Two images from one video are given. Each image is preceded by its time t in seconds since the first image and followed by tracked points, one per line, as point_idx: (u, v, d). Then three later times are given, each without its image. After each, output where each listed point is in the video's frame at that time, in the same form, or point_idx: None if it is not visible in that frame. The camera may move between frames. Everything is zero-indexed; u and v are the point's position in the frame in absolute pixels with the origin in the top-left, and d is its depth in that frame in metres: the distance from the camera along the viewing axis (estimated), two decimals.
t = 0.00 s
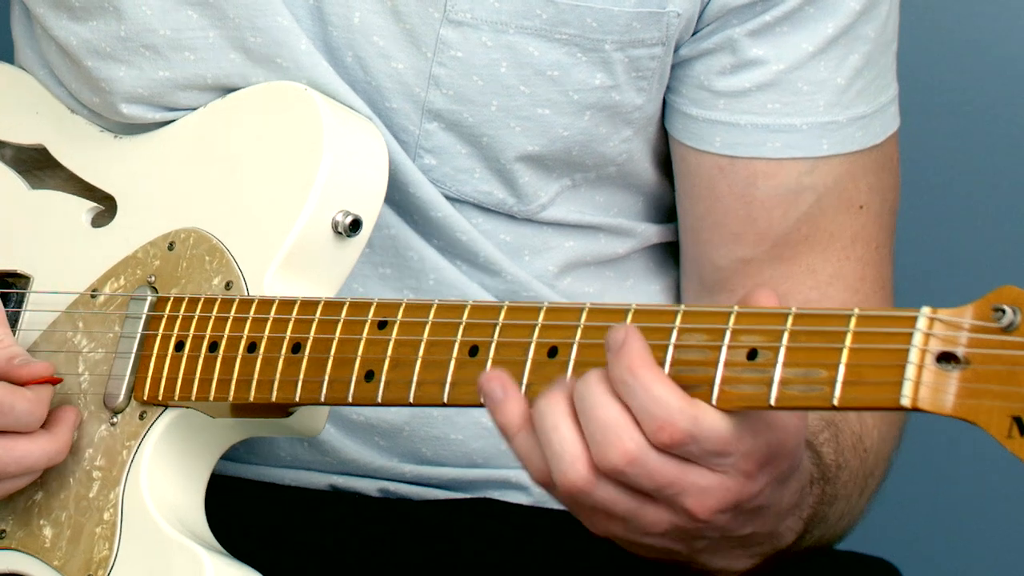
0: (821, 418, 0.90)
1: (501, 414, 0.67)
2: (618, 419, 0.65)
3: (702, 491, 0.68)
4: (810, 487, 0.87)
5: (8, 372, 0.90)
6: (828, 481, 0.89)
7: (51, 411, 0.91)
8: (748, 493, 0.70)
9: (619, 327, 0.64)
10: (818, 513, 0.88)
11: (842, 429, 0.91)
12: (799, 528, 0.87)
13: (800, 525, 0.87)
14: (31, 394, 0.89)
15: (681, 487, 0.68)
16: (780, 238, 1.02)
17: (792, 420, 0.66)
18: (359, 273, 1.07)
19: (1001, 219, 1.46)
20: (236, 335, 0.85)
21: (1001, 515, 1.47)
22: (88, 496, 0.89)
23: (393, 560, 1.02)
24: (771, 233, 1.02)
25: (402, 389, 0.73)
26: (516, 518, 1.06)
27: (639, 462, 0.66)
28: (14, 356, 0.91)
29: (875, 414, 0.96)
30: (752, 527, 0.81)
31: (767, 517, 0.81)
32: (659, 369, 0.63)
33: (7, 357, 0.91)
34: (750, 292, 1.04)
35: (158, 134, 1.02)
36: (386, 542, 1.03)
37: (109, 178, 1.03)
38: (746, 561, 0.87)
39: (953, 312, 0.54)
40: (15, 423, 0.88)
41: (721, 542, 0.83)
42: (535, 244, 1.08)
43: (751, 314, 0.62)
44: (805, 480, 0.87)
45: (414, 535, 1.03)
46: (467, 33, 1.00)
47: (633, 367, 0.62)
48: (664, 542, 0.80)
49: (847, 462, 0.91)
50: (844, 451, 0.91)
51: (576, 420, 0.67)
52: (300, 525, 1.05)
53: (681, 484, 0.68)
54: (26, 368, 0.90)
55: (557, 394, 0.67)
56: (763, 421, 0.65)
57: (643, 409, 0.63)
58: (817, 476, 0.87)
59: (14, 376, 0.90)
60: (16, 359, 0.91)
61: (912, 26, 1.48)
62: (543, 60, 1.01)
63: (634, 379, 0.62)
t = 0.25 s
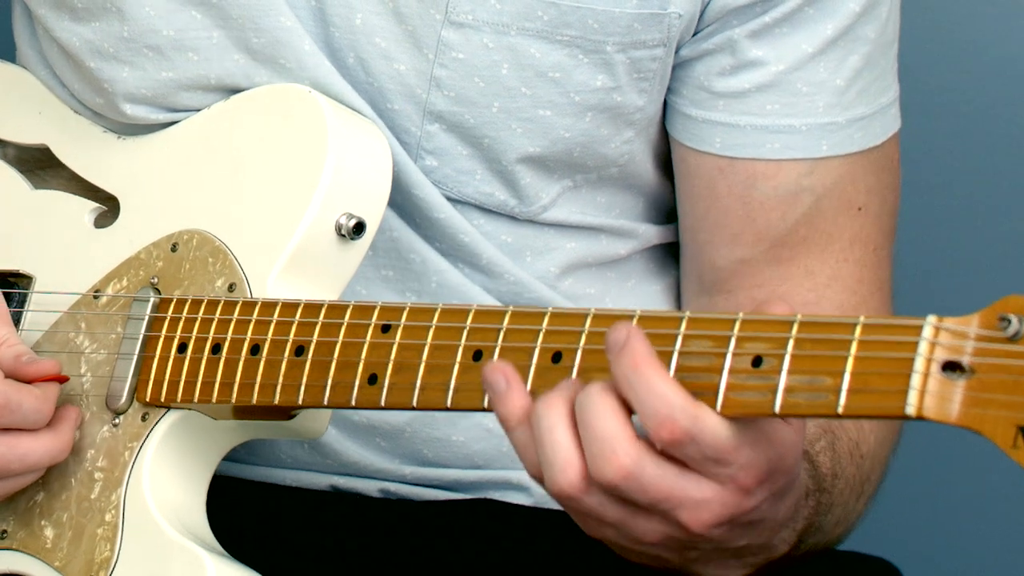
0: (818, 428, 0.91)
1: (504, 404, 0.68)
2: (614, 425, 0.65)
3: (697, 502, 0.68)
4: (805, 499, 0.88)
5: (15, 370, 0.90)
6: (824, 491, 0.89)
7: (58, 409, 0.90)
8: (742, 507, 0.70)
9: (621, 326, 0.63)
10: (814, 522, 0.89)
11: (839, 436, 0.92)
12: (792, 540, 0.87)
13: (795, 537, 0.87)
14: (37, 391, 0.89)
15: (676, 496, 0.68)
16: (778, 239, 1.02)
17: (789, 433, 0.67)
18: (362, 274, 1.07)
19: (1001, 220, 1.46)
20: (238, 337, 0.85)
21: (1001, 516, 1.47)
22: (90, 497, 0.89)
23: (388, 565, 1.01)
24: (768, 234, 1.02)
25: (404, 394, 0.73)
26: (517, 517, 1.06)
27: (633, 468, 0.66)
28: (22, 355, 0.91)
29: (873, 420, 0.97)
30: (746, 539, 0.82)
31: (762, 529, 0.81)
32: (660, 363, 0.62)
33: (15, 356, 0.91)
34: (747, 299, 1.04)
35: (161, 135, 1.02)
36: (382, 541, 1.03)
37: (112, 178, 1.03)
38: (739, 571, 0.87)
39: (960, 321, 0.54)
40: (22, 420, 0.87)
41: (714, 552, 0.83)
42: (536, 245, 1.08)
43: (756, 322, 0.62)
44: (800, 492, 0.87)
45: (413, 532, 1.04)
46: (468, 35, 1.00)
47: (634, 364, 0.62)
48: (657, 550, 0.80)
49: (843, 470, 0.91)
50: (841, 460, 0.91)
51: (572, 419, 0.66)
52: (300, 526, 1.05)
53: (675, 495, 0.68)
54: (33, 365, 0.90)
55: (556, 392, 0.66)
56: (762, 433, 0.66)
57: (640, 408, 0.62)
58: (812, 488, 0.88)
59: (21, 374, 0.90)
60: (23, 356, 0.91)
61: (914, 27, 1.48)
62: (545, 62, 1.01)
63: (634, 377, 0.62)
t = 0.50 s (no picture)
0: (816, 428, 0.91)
1: (500, 401, 0.67)
2: (609, 433, 0.65)
3: (693, 508, 0.69)
4: (802, 498, 0.88)
5: (20, 362, 0.90)
6: (821, 491, 0.89)
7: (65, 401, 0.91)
8: (738, 510, 0.70)
9: (614, 338, 0.64)
10: (811, 522, 0.89)
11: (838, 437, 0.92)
12: (789, 539, 0.87)
13: (791, 536, 0.88)
14: (44, 383, 0.89)
15: (672, 503, 0.68)
16: (780, 239, 1.02)
17: (783, 437, 0.68)
18: (362, 276, 1.07)
19: (1005, 219, 1.45)
20: (236, 340, 0.85)
21: (1003, 515, 1.47)
22: (88, 498, 0.89)
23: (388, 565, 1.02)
24: (771, 234, 1.02)
25: (401, 398, 0.73)
26: (516, 518, 1.06)
27: (629, 476, 0.66)
28: (29, 345, 0.91)
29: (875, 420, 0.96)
30: (741, 539, 0.82)
31: (756, 529, 0.81)
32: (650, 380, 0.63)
33: (20, 347, 0.91)
34: (749, 299, 1.03)
35: (161, 135, 1.02)
36: (383, 539, 1.03)
37: (113, 178, 1.03)
38: (735, 570, 0.87)
39: (952, 333, 0.54)
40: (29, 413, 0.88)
41: (709, 552, 0.83)
42: (536, 245, 1.08)
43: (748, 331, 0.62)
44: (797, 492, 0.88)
45: (415, 530, 1.04)
46: (468, 35, 1.00)
47: (623, 378, 0.62)
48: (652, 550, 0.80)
49: (842, 470, 0.91)
50: (840, 460, 0.91)
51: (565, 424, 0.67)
52: (298, 526, 1.05)
53: (673, 501, 0.68)
54: (40, 357, 0.90)
55: (549, 390, 0.66)
56: (754, 437, 0.66)
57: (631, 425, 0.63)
58: (810, 487, 0.88)
59: (27, 366, 0.90)
60: (29, 347, 0.91)
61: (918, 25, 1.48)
62: (545, 62, 1.01)
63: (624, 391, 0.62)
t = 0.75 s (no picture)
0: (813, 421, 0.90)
1: (487, 393, 0.68)
2: (607, 414, 0.64)
3: (683, 493, 0.69)
4: (792, 490, 0.87)
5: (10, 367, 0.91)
6: (813, 485, 0.88)
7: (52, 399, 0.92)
8: (728, 499, 0.70)
9: (624, 325, 0.64)
10: (800, 515, 0.88)
11: (833, 431, 0.91)
12: (775, 530, 0.86)
13: (778, 528, 0.87)
14: (34, 386, 0.91)
15: (662, 487, 0.68)
16: (781, 236, 1.02)
17: (782, 428, 0.67)
18: (362, 275, 1.07)
19: (1005, 219, 1.45)
20: (236, 337, 0.85)
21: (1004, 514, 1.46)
22: (88, 497, 0.89)
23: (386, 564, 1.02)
24: (771, 231, 1.02)
25: (401, 392, 0.73)
26: (519, 519, 1.06)
27: (623, 459, 0.65)
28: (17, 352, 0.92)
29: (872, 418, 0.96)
30: (730, 527, 0.82)
31: (745, 518, 0.81)
32: (653, 368, 0.63)
33: (9, 354, 0.92)
34: (751, 295, 1.03)
35: (161, 134, 1.03)
36: (379, 539, 1.03)
37: (114, 178, 1.03)
38: (717, 556, 0.87)
39: (951, 320, 0.54)
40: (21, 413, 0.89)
41: (696, 538, 0.83)
42: (536, 244, 1.08)
43: (750, 321, 0.62)
44: (787, 484, 0.87)
45: (415, 529, 1.04)
46: (468, 33, 1.00)
47: (626, 364, 0.62)
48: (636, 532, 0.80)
49: (836, 465, 0.91)
50: (835, 454, 0.91)
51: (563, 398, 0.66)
52: (299, 526, 1.05)
53: (663, 486, 0.68)
54: (28, 363, 0.91)
55: (557, 359, 0.66)
56: (751, 428, 0.66)
57: (628, 409, 0.63)
58: (801, 480, 0.87)
59: (16, 371, 0.91)
60: (18, 354, 0.92)
61: (918, 25, 1.48)
62: (545, 61, 1.01)
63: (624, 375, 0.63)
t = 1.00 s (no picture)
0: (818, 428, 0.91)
1: (494, 392, 0.68)
2: (613, 422, 0.64)
3: (690, 503, 0.68)
4: (799, 501, 0.88)
5: None
6: (819, 494, 0.89)
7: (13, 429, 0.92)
8: (734, 510, 0.70)
9: (637, 339, 0.64)
10: (806, 524, 0.89)
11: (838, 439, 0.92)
12: (782, 538, 0.87)
13: (785, 535, 0.87)
14: None
15: (668, 496, 0.68)
16: (781, 237, 1.02)
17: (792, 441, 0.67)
18: (362, 275, 1.06)
19: (1000, 215, 1.45)
20: (240, 341, 0.85)
21: (1001, 510, 1.47)
22: (90, 498, 0.89)
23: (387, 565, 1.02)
24: (772, 232, 1.02)
25: (409, 400, 0.73)
26: (515, 519, 1.05)
27: (628, 467, 0.65)
28: None
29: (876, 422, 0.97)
30: (736, 537, 0.82)
31: (752, 529, 0.81)
32: (663, 382, 0.63)
33: None
34: (752, 296, 1.04)
35: (161, 132, 1.02)
36: (381, 542, 1.03)
37: (112, 177, 1.02)
38: (723, 565, 0.87)
39: (967, 339, 0.54)
40: None
41: (702, 547, 0.83)
42: (536, 244, 1.07)
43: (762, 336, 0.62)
44: (794, 495, 0.87)
45: (418, 529, 1.04)
46: (466, 34, 1.00)
47: (637, 377, 0.62)
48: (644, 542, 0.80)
49: (841, 471, 0.91)
50: (839, 461, 0.91)
51: (570, 405, 0.66)
52: (299, 526, 1.05)
53: (669, 496, 0.68)
54: None
55: (567, 366, 0.67)
56: (762, 441, 0.65)
57: (635, 417, 0.63)
58: (808, 491, 0.88)
59: None
60: None
61: (913, 23, 1.48)
62: (543, 61, 1.01)
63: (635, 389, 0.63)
